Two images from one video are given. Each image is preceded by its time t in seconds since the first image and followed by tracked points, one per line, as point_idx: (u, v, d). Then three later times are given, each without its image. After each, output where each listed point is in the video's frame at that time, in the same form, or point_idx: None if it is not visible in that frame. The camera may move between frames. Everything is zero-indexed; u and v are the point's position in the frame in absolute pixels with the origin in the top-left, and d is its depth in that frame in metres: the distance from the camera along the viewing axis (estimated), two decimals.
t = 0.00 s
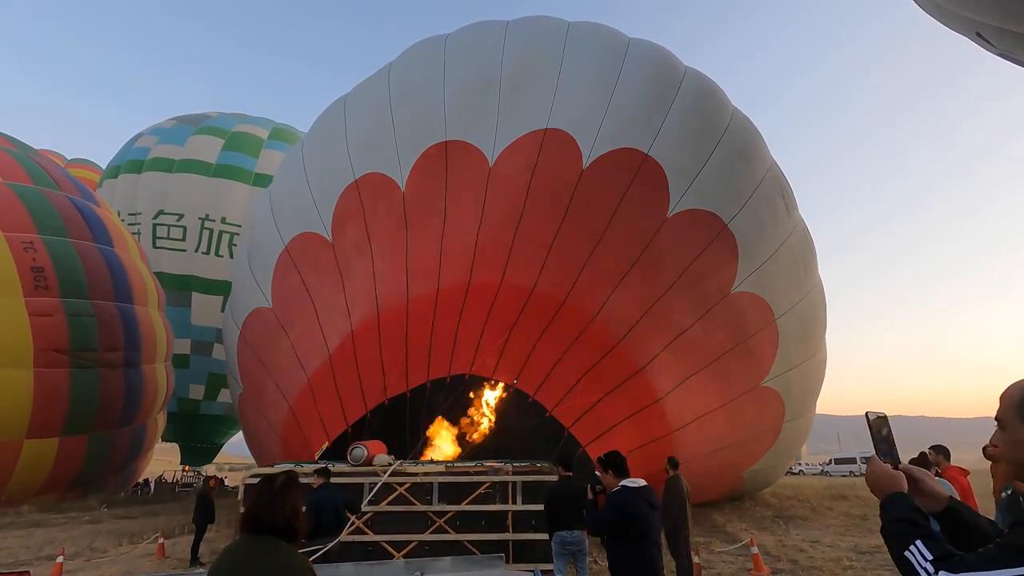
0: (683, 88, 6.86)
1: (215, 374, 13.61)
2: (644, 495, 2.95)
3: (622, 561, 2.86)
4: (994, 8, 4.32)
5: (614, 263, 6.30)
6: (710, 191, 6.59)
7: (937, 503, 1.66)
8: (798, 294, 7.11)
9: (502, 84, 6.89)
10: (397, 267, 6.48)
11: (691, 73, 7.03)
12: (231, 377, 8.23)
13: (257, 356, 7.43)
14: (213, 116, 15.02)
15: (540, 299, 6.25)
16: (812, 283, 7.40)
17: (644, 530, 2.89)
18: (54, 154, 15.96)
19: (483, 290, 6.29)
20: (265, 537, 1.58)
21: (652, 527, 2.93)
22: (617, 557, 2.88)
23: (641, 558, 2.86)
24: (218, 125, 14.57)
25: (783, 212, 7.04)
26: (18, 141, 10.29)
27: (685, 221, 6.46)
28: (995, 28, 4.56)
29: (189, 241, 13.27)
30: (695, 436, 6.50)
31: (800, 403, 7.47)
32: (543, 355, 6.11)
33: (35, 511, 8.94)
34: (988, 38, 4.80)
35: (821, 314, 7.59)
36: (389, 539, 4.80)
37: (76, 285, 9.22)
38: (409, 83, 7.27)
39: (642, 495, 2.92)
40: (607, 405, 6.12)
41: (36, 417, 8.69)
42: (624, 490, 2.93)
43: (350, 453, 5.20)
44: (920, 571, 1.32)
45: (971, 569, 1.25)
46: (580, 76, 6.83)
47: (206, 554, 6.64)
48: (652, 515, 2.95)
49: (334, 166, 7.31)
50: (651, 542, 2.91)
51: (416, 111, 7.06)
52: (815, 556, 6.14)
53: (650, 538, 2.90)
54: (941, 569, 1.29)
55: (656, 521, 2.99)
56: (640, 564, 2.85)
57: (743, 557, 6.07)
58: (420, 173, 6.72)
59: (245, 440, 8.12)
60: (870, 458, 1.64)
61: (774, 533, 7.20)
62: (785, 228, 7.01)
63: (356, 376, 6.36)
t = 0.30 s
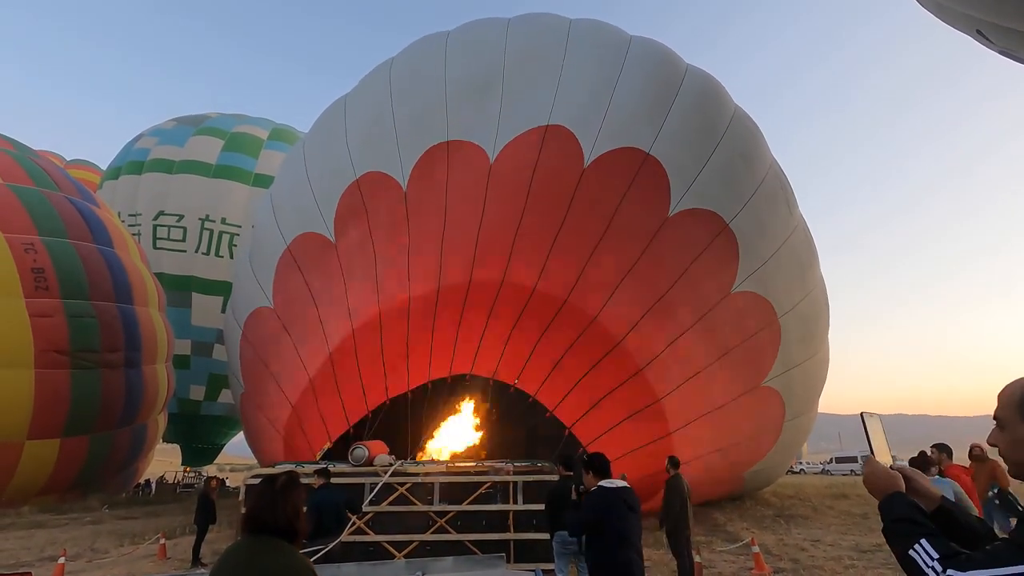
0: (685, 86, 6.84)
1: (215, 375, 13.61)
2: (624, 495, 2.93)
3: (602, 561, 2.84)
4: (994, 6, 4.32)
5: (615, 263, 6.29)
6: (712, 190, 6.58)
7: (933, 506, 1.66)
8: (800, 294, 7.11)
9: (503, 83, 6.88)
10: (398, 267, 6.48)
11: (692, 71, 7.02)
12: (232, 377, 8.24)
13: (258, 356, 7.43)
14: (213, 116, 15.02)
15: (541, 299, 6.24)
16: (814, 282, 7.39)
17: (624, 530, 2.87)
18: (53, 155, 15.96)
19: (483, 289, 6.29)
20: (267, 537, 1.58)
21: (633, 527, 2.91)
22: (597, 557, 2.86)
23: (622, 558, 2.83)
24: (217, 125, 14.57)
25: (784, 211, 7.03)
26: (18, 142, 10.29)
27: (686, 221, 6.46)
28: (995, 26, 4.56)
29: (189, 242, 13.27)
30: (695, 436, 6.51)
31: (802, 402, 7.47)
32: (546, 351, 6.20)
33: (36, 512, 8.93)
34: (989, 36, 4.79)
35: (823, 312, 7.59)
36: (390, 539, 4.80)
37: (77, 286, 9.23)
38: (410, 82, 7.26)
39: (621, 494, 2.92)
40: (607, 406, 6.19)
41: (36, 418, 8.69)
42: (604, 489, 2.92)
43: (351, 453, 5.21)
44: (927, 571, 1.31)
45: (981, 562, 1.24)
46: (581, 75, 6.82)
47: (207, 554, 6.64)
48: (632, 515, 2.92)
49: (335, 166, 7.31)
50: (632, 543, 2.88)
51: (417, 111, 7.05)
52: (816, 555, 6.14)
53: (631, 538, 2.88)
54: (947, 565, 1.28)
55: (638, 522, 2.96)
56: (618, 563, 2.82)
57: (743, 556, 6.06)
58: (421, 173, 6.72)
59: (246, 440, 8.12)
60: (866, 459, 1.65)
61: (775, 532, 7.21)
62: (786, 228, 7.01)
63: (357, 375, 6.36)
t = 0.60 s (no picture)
0: (689, 87, 6.85)
1: (216, 376, 13.62)
2: (596, 499, 3.01)
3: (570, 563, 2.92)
4: (997, 7, 4.31)
5: (617, 264, 6.28)
6: (715, 191, 6.58)
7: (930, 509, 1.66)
8: (803, 296, 7.10)
9: (507, 84, 6.90)
10: (401, 267, 6.49)
11: (696, 72, 7.02)
12: (235, 377, 8.25)
13: (262, 355, 7.45)
14: (215, 117, 15.03)
15: (543, 299, 6.22)
16: (817, 284, 7.38)
17: (593, 533, 2.94)
18: (54, 155, 15.97)
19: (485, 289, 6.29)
20: (268, 537, 1.59)
21: (606, 532, 2.97)
22: (567, 558, 2.94)
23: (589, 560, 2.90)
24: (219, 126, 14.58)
25: (787, 213, 7.03)
26: (20, 143, 10.31)
27: (688, 222, 6.46)
28: (998, 27, 4.55)
29: (191, 242, 13.29)
30: (696, 439, 6.50)
31: (804, 404, 7.47)
32: (545, 357, 6.09)
33: (38, 512, 8.94)
34: (991, 36, 4.78)
35: (826, 314, 7.59)
36: (391, 540, 4.81)
37: (79, 286, 9.24)
38: (414, 83, 7.29)
39: (593, 498, 3.01)
40: (608, 407, 6.10)
41: (38, 419, 8.69)
42: (574, 493, 3.04)
43: (352, 454, 5.22)
44: None
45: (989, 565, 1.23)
46: (584, 75, 6.82)
47: (208, 555, 6.65)
48: (605, 520, 2.99)
49: (339, 167, 7.35)
50: (604, 547, 2.94)
51: (420, 113, 7.08)
52: (818, 557, 6.13)
53: (601, 542, 2.93)
54: (956, 570, 1.28)
55: (613, 528, 3.01)
56: (587, 565, 2.91)
57: (745, 558, 6.06)
58: (425, 174, 6.76)
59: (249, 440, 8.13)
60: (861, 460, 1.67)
61: (776, 534, 7.20)
62: (789, 230, 7.00)
63: (359, 375, 6.36)
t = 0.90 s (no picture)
0: (692, 86, 6.85)
1: (218, 376, 13.63)
2: (583, 500, 3.14)
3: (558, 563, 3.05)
4: (1002, 7, 4.29)
5: (621, 264, 6.27)
6: (719, 191, 6.58)
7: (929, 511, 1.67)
8: (807, 296, 7.09)
9: (511, 84, 6.91)
10: (404, 265, 6.50)
11: (700, 71, 7.02)
12: (239, 376, 8.27)
13: (265, 354, 7.46)
14: (218, 117, 15.05)
15: (546, 299, 6.22)
16: (821, 284, 7.38)
17: (579, 534, 3.08)
18: (56, 155, 16.01)
19: (488, 288, 6.29)
20: (270, 537, 1.59)
21: (592, 532, 3.11)
22: (555, 558, 3.07)
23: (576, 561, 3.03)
24: (222, 126, 14.61)
25: (792, 213, 7.02)
26: (23, 143, 10.34)
27: (692, 222, 6.45)
28: (1003, 28, 4.54)
29: (193, 242, 13.31)
30: (698, 440, 6.50)
31: (807, 405, 7.47)
32: (547, 357, 6.09)
33: (41, 511, 8.96)
34: (996, 37, 4.77)
35: (830, 315, 7.58)
36: (393, 540, 4.81)
37: (82, 286, 9.25)
38: (417, 83, 7.29)
39: (580, 499, 3.14)
40: (610, 407, 6.11)
41: (42, 418, 8.71)
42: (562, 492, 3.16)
43: (354, 454, 5.22)
44: None
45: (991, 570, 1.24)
46: (587, 75, 6.82)
47: (210, 554, 6.66)
48: (592, 521, 3.13)
49: (343, 166, 7.36)
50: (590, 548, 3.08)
51: (424, 113, 7.09)
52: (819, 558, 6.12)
53: (588, 543, 3.08)
54: None
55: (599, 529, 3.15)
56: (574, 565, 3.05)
57: (747, 559, 6.05)
58: (429, 173, 6.76)
59: (253, 439, 8.15)
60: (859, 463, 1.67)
61: (779, 535, 7.18)
62: (794, 230, 6.99)
63: (362, 375, 6.36)
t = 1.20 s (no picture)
0: (699, 85, 6.83)
1: (221, 373, 13.66)
2: (559, 506, 2.93)
3: (543, 565, 2.86)
4: (1010, 6, 4.27)
5: (625, 263, 6.27)
6: (724, 191, 6.57)
7: (931, 511, 1.67)
8: (812, 297, 7.07)
9: (517, 82, 6.90)
10: (408, 263, 6.51)
11: (706, 69, 6.99)
12: (243, 372, 8.30)
13: (270, 351, 7.48)
14: (222, 115, 15.07)
15: (549, 298, 6.21)
16: (827, 285, 7.35)
17: (556, 538, 2.88)
18: (61, 152, 16.06)
19: (492, 287, 6.29)
20: (268, 534, 1.59)
21: (572, 537, 2.89)
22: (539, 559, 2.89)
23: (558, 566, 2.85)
24: (227, 125, 14.63)
25: (798, 213, 7.00)
26: (30, 141, 10.38)
27: (697, 222, 6.44)
28: (1012, 27, 4.51)
29: (197, 240, 13.35)
30: (701, 440, 6.49)
31: (811, 406, 7.46)
32: (551, 356, 6.09)
33: (46, 507, 9.00)
34: (1003, 36, 4.74)
35: (835, 316, 7.55)
36: (396, 538, 4.81)
37: (87, 283, 9.29)
38: (422, 80, 7.29)
39: (555, 505, 2.93)
40: (613, 407, 6.11)
41: (47, 416, 8.76)
42: (538, 502, 2.97)
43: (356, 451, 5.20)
44: None
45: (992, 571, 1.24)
46: (593, 73, 6.81)
47: (213, 551, 6.68)
48: (570, 526, 2.90)
49: (348, 164, 7.36)
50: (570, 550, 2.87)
51: (429, 111, 7.09)
52: (822, 559, 6.12)
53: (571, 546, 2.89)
54: None
55: (582, 531, 2.92)
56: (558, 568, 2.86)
57: (749, 560, 6.05)
58: (433, 171, 6.77)
59: (257, 436, 8.17)
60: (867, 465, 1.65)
61: (781, 536, 7.18)
62: (800, 230, 6.97)
63: (365, 373, 6.37)
